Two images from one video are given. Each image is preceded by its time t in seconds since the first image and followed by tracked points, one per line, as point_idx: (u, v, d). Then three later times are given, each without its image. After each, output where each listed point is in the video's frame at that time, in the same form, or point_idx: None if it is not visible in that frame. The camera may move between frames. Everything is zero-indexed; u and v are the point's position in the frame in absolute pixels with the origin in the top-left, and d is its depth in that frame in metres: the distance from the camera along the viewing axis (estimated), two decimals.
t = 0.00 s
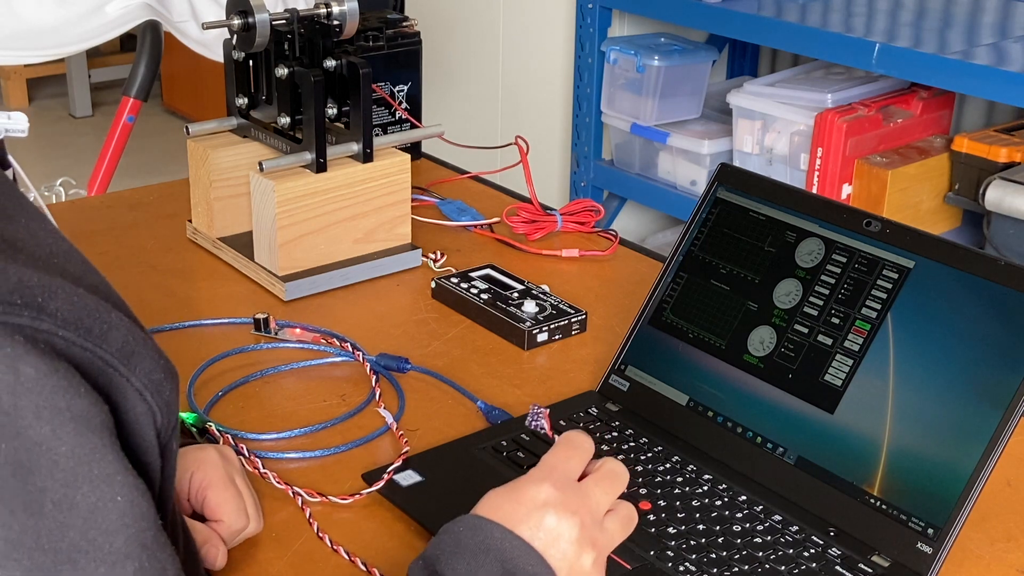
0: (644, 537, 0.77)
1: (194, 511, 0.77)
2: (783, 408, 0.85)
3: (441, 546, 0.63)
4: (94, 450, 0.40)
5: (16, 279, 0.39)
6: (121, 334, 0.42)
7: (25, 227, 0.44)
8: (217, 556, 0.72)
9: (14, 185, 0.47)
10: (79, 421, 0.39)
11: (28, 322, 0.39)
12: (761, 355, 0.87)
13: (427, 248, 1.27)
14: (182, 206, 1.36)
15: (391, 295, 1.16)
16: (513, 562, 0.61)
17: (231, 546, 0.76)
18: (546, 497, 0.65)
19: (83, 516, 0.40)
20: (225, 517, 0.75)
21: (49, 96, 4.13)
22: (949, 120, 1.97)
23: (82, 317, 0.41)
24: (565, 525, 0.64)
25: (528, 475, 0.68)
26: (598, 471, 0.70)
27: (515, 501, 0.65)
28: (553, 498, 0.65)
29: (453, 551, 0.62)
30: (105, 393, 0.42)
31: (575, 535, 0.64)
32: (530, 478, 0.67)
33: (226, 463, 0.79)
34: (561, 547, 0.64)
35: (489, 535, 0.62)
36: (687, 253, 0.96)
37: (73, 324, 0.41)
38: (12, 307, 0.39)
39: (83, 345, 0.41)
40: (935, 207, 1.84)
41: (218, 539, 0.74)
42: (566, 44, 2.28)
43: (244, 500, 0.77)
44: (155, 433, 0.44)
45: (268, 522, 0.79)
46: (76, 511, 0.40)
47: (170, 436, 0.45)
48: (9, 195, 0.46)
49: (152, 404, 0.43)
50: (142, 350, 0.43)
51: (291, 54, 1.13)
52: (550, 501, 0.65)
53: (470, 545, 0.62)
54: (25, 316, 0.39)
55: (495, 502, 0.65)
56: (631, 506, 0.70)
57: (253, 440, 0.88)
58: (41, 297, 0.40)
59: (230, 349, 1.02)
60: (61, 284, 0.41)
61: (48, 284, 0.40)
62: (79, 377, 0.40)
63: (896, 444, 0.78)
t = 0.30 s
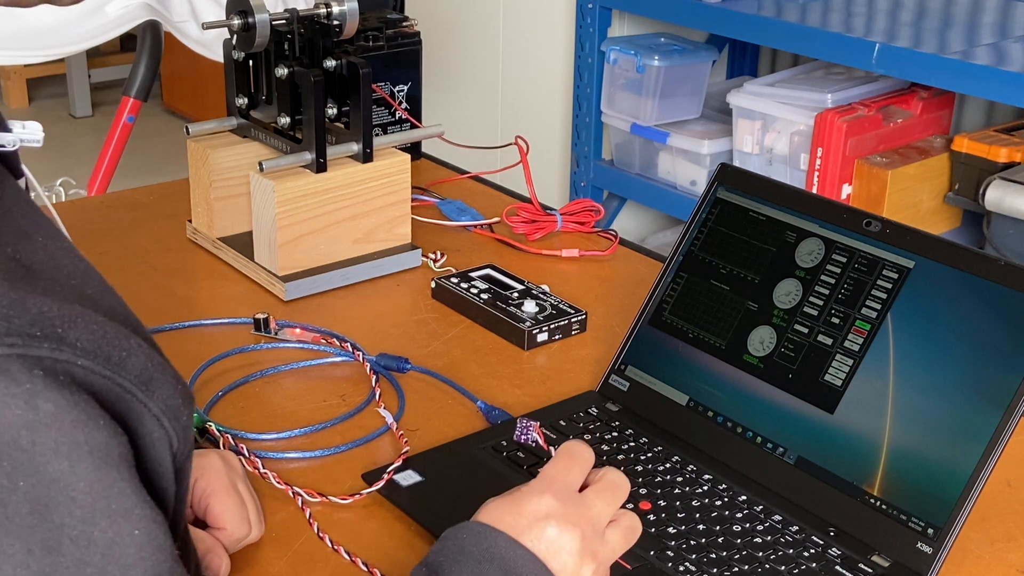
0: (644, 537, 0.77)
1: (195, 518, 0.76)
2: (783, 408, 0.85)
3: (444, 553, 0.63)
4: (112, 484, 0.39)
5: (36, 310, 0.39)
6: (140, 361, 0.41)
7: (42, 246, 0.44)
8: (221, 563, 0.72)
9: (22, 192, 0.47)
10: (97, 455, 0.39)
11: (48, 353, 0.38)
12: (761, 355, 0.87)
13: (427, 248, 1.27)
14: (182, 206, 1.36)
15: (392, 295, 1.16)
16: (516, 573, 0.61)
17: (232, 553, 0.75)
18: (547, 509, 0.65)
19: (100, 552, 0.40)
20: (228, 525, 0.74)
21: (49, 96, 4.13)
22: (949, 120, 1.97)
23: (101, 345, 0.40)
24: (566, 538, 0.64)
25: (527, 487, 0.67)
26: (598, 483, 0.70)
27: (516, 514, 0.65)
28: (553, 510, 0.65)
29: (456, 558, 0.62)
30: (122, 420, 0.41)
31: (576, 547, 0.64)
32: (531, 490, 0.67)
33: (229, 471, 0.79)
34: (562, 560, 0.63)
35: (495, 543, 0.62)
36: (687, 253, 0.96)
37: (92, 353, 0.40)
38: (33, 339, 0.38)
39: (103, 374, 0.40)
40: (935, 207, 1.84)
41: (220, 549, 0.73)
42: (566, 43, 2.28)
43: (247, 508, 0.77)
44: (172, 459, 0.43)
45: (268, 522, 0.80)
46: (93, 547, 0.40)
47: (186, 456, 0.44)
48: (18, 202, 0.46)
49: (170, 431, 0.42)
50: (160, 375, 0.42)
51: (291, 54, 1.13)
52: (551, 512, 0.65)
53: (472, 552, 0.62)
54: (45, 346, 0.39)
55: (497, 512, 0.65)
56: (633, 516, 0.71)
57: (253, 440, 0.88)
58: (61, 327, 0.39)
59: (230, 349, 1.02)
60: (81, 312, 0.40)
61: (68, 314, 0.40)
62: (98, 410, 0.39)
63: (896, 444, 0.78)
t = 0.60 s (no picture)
0: (644, 537, 0.77)
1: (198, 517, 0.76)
2: (783, 408, 0.85)
3: (442, 554, 0.63)
4: (126, 470, 0.40)
5: (49, 298, 0.39)
6: (150, 349, 0.42)
7: (48, 237, 0.44)
8: (225, 563, 0.72)
9: (26, 189, 0.47)
10: (112, 441, 0.39)
11: (61, 340, 0.38)
12: (761, 355, 0.87)
13: (427, 248, 1.27)
14: (182, 206, 1.36)
15: (392, 295, 1.16)
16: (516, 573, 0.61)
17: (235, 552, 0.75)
18: (543, 509, 0.65)
19: (117, 538, 0.40)
20: (231, 525, 0.74)
21: (49, 96, 4.13)
22: (949, 120, 1.97)
23: (112, 333, 0.40)
24: (564, 538, 0.64)
25: (524, 488, 0.67)
26: (594, 482, 0.70)
27: (514, 514, 0.64)
28: (550, 511, 0.65)
29: (455, 559, 0.62)
30: (133, 408, 0.41)
31: (572, 547, 0.64)
32: (528, 491, 0.67)
33: (230, 470, 0.79)
34: (560, 560, 0.63)
35: (494, 543, 0.62)
36: (687, 253, 0.96)
37: (104, 341, 0.40)
38: (46, 325, 0.38)
39: (114, 362, 0.40)
40: (935, 207, 1.84)
41: (223, 550, 0.73)
42: (566, 44, 2.28)
43: (248, 507, 0.77)
44: (183, 448, 0.43)
45: (269, 522, 0.80)
46: (110, 533, 0.40)
47: (196, 446, 0.44)
48: (22, 196, 0.46)
49: (180, 418, 0.42)
50: (171, 363, 0.42)
51: (291, 54, 1.13)
52: (547, 513, 0.65)
53: (470, 552, 0.62)
54: (58, 333, 0.38)
55: (496, 511, 0.65)
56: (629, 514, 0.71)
57: (254, 440, 0.88)
58: (74, 314, 0.39)
59: (230, 349, 1.02)
60: (92, 300, 0.40)
61: (79, 300, 0.40)
62: (111, 397, 0.40)
63: (896, 444, 0.78)
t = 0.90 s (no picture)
0: (644, 537, 0.77)
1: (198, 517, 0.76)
2: (783, 408, 0.85)
3: (444, 553, 0.63)
4: (121, 459, 0.40)
5: (40, 287, 0.39)
6: (144, 339, 0.41)
7: (39, 229, 0.44)
8: (226, 563, 0.72)
9: (21, 186, 0.47)
10: (106, 430, 0.39)
11: (54, 329, 0.38)
12: (761, 355, 0.87)
13: (427, 248, 1.27)
14: (183, 206, 1.36)
15: (392, 295, 1.16)
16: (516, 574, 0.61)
17: (235, 552, 0.76)
18: (545, 511, 0.65)
19: (112, 526, 0.40)
20: (231, 525, 0.74)
21: (49, 96, 4.13)
22: (949, 120, 1.97)
23: (104, 322, 0.40)
24: (565, 540, 0.64)
25: (528, 489, 0.67)
26: (596, 484, 0.70)
27: (514, 516, 0.64)
28: (552, 513, 0.65)
29: (456, 559, 0.62)
30: (128, 399, 0.41)
31: (573, 549, 0.64)
32: (531, 492, 0.66)
33: (230, 470, 0.79)
34: (561, 562, 0.63)
35: (495, 544, 0.62)
36: (687, 253, 0.96)
37: (97, 330, 0.40)
38: (38, 315, 0.38)
39: (107, 351, 0.40)
40: (935, 207, 1.84)
41: (224, 550, 0.73)
42: (566, 44, 2.28)
43: (248, 507, 0.77)
44: (179, 437, 0.43)
45: (269, 522, 0.80)
46: (105, 521, 0.40)
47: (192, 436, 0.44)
48: (17, 193, 0.46)
49: (175, 408, 0.42)
50: (164, 353, 0.42)
51: (291, 53, 1.13)
52: (550, 515, 0.65)
53: (469, 553, 0.62)
54: (51, 323, 0.38)
55: (497, 512, 0.65)
56: (631, 516, 0.71)
57: (254, 440, 0.88)
58: (65, 304, 0.39)
59: (230, 349, 1.02)
60: (84, 290, 0.40)
61: (71, 290, 0.40)
62: (105, 386, 0.40)
63: (896, 444, 0.78)
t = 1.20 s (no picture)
0: (644, 537, 0.77)
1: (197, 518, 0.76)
2: (783, 408, 0.85)
3: (444, 553, 0.63)
4: (109, 457, 0.40)
5: (26, 285, 0.39)
6: (131, 338, 0.42)
7: (29, 230, 0.44)
8: (223, 565, 0.72)
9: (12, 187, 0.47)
10: (94, 429, 0.39)
11: (41, 328, 0.39)
12: (761, 355, 0.87)
13: (427, 248, 1.27)
14: (183, 206, 1.36)
15: (392, 295, 1.16)
16: (516, 575, 0.61)
17: (233, 554, 0.76)
18: (546, 513, 0.65)
19: (100, 525, 0.40)
20: (229, 527, 0.75)
21: (49, 96, 4.13)
22: (949, 120, 1.97)
23: (92, 322, 0.40)
24: (566, 543, 0.64)
25: (531, 490, 0.67)
26: (598, 488, 0.70)
27: (516, 516, 0.64)
28: (553, 515, 0.65)
29: (456, 559, 0.62)
30: (115, 398, 0.41)
31: (575, 552, 0.64)
32: (534, 493, 0.66)
33: (230, 471, 0.79)
34: (562, 564, 0.63)
35: (495, 544, 0.62)
36: (687, 253, 0.96)
37: (84, 329, 0.40)
38: (25, 314, 0.38)
39: (95, 350, 0.40)
40: (935, 207, 1.84)
41: (221, 552, 0.73)
42: (566, 44, 2.28)
43: (248, 508, 0.77)
44: (166, 436, 0.43)
45: (269, 522, 0.80)
46: (92, 520, 0.40)
47: (178, 435, 0.44)
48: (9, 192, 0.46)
49: (163, 407, 0.42)
50: (153, 353, 0.42)
51: (291, 54, 1.13)
52: (551, 516, 0.65)
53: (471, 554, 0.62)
54: (38, 321, 0.39)
55: (498, 512, 0.65)
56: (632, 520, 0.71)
57: (253, 440, 0.88)
58: (53, 303, 0.39)
59: (230, 349, 1.02)
60: (71, 289, 0.41)
61: (59, 290, 0.40)
62: (93, 383, 0.40)
63: (896, 444, 0.78)
